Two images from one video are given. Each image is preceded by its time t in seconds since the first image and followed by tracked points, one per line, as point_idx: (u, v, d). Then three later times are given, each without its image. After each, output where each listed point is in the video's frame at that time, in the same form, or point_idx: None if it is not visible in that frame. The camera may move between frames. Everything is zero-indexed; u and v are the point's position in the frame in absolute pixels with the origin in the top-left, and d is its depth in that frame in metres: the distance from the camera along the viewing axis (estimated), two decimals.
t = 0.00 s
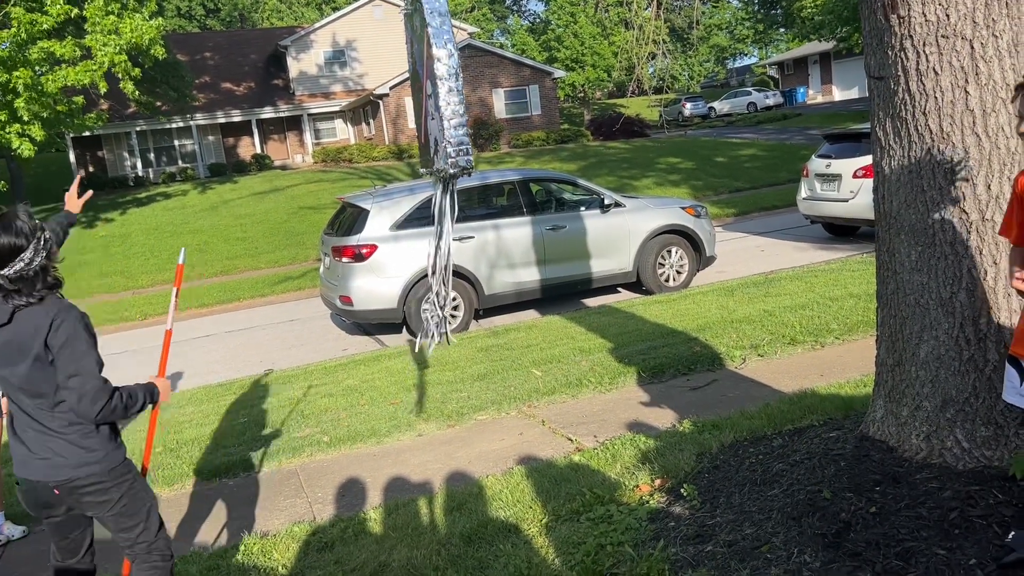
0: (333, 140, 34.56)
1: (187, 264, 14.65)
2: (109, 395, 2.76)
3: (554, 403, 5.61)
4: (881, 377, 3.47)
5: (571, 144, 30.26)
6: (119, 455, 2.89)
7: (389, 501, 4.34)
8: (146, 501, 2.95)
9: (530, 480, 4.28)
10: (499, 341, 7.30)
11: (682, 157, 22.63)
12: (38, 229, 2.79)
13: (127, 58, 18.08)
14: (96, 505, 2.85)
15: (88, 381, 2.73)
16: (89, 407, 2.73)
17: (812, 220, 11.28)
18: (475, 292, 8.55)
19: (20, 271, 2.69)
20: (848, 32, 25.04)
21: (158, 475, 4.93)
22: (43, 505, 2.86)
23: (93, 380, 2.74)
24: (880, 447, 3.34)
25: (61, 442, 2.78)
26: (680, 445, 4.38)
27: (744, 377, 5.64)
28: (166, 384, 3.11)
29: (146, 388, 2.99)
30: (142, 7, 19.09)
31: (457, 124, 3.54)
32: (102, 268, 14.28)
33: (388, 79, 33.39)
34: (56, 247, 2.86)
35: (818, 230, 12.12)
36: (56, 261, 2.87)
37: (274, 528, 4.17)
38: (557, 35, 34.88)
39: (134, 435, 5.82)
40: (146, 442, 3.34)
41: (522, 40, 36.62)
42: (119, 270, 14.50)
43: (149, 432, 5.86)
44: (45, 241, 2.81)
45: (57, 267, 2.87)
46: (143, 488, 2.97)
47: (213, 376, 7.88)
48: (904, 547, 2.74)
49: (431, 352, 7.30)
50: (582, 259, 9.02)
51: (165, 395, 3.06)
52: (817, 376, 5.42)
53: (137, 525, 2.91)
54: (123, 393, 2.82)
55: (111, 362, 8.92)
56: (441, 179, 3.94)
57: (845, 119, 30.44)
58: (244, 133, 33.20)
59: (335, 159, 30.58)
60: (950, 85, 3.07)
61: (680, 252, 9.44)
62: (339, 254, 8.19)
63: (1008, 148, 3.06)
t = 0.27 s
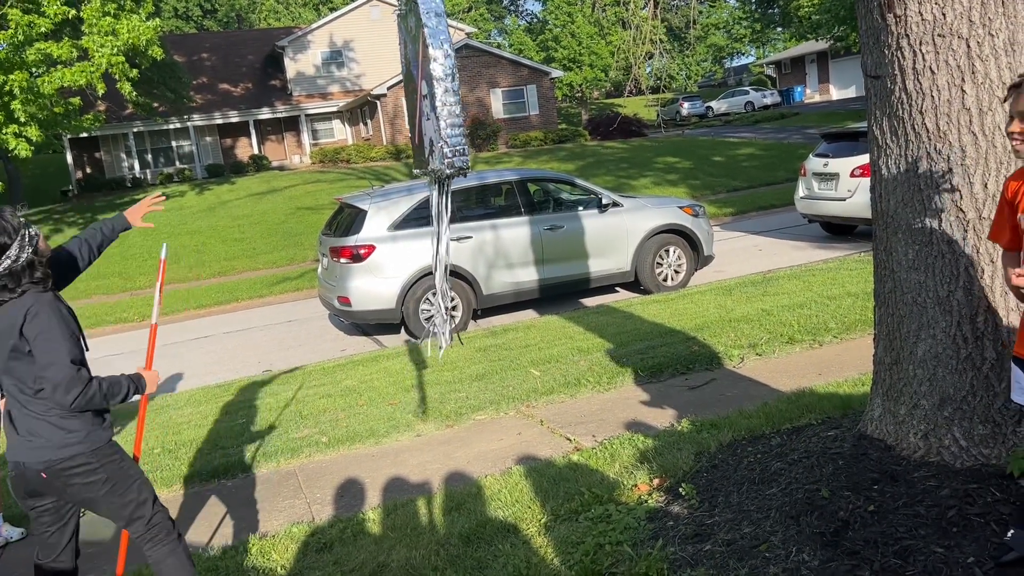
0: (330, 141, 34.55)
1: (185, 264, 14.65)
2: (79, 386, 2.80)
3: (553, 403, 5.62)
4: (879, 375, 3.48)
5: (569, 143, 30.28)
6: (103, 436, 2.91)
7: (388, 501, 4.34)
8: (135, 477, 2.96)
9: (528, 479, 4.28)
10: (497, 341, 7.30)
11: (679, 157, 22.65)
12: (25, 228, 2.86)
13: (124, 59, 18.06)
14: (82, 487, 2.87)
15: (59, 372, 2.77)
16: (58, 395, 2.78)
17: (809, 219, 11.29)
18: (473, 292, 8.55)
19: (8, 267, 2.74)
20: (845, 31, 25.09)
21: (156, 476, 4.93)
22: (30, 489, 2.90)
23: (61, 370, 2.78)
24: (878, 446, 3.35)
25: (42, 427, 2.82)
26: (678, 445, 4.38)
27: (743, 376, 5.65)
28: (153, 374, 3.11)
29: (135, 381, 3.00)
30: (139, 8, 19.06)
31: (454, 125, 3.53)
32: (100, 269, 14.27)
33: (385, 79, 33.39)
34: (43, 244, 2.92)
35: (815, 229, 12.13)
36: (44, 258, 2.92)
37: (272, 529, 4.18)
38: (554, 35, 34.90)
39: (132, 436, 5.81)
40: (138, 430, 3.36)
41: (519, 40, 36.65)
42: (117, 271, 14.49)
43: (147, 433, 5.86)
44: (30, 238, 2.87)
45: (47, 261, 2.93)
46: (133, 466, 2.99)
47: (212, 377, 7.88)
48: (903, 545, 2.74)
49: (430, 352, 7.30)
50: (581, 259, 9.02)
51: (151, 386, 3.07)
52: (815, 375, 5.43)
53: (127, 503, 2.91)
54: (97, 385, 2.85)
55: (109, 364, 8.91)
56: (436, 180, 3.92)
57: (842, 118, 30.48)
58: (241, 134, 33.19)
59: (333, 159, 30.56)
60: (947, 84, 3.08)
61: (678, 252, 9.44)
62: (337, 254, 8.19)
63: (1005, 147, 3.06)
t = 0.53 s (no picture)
0: (329, 141, 34.54)
1: (184, 265, 14.65)
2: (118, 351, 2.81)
3: (552, 403, 5.62)
4: (877, 374, 3.48)
5: (568, 143, 30.30)
6: (121, 432, 2.99)
7: (387, 501, 4.34)
8: (145, 473, 3.04)
9: (528, 479, 4.28)
10: (496, 341, 7.31)
11: (678, 156, 22.66)
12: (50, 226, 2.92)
13: (122, 60, 18.04)
14: (95, 483, 2.95)
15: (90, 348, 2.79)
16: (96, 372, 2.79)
17: (807, 218, 11.30)
18: (472, 292, 8.55)
19: (34, 266, 2.81)
20: (843, 30, 25.12)
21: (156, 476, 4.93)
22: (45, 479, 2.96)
23: (97, 343, 2.80)
24: (877, 445, 3.35)
25: (67, 419, 2.91)
26: (678, 444, 4.38)
27: (741, 375, 5.65)
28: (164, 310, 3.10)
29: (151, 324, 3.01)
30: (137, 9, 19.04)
31: (451, 125, 3.53)
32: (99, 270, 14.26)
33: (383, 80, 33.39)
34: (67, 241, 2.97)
35: (814, 228, 12.14)
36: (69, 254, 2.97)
37: (271, 529, 4.19)
38: (552, 35, 34.92)
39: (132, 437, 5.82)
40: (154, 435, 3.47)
41: (517, 40, 36.65)
42: (116, 273, 14.47)
43: (147, 433, 5.86)
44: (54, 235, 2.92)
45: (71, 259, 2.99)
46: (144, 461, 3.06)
47: (212, 378, 7.88)
48: (901, 544, 2.74)
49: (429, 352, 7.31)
50: (579, 259, 9.02)
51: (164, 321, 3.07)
52: (814, 374, 5.43)
53: (139, 496, 3.01)
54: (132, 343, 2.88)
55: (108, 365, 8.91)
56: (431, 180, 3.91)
57: (840, 117, 30.52)
58: (239, 135, 33.19)
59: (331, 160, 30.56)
60: (944, 83, 3.08)
61: (676, 251, 9.44)
62: (336, 255, 8.19)
63: (1002, 145, 3.06)
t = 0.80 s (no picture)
0: (327, 141, 34.50)
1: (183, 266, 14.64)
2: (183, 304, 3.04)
3: (552, 403, 5.62)
4: (877, 373, 3.48)
5: (566, 143, 30.29)
6: (156, 427, 3.13)
7: (388, 502, 4.34)
8: (173, 470, 3.16)
9: (528, 479, 4.28)
10: (496, 341, 7.30)
11: (677, 156, 22.65)
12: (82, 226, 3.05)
13: (121, 61, 18.01)
14: (133, 474, 3.06)
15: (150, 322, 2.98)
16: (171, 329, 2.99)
17: (806, 217, 11.31)
18: (471, 292, 8.55)
19: (76, 265, 2.96)
20: (841, 29, 25.12)
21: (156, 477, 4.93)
22: (83, 474, 3.05)
23: (152, 316, 2.98)
24: (877, 444, 3.35)
25: (111, 413, 3.02)
26: (677, 444, 4.38)
27: (741, 374, 5.65)
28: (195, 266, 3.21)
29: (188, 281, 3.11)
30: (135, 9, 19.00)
31: (447, 125, 3.53)
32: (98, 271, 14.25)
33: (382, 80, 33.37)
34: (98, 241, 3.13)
35: (813, 227, 12.13)
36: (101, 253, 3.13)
37: (272, 529, 4.19)
38: (550, 34, 34.91)
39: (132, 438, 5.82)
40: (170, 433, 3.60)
41: (516, 39, 36.63)
42: (116, 274, 14.47)
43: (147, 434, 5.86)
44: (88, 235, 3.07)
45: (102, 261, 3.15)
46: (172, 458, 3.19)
47: (212, 379, 7.87)
48: (901, 543, 2.75)
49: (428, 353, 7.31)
50: (578, 258, 9.02)
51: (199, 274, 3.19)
52: (814, 373, 5.43)
53: (166, 486, 3.12)
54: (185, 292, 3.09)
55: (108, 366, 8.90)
56: (427, 181, 3.91)
57: (838, 116, 30.52)
58: (238, 135, 33.17)
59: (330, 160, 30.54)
60: (942, 82, 3.08)
61: (676, 250, 9.44)
62: (335, 255, 8.18)
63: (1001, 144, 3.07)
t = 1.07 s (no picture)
0: (327, 141, 34.50)
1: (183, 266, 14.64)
2: (182, 270, 3.25)
3: (552, 402, 5.62)
4: (878, 372, 3.48)
5: (566, 142, 30.28)
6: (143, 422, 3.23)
7: (388, 501, 4.35)
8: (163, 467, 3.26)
9: (528, 479, 4.28)
10: (496, 341, 7.30)
11: (677, 155, 22.65)
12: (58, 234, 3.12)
13: (120, 61, 18.01)
14: (130, 469, 3.15)
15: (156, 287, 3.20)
16: (167, 296, 3.19)
17: (806, 216, 11.31)
18: (471, 292, 8.56)
19: (62, 268, 3.05)
20: (841, 27, 25.12)
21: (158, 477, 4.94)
22: (77, 478, 3.11)
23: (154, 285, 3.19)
24: (878, 443, 3.35)
25: (105, 411, 3.10)
26: (678, 443, 4.37)
27: (742, 374, 5.65)
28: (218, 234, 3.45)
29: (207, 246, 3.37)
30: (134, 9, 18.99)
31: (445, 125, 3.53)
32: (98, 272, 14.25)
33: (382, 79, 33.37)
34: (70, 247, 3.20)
35: (813, 226, 12.13)
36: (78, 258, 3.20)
37: (272, 529, 4.20)
38: (550, 34, 34.92)
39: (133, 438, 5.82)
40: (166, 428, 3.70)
41: (515, 39, 36.61)
42: (116, 274, 14.47)
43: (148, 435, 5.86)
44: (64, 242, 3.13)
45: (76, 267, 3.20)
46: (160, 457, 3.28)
47: (213, 379, 7.87)
48: (903, 541, 2.75)
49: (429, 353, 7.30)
50: (578, 258, 9.02)
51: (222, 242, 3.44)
52: (814, 372, 5.43)
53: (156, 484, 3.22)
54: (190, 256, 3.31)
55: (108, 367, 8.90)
56: (424, 180, 3.92)
57: (838, 114, 30.53)
58: (238, 135, 33.17)
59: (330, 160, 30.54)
60: (943, 81, 3.08)
61: (675, 250, 9.44)
62: (335, 255, 8.18)
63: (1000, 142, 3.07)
